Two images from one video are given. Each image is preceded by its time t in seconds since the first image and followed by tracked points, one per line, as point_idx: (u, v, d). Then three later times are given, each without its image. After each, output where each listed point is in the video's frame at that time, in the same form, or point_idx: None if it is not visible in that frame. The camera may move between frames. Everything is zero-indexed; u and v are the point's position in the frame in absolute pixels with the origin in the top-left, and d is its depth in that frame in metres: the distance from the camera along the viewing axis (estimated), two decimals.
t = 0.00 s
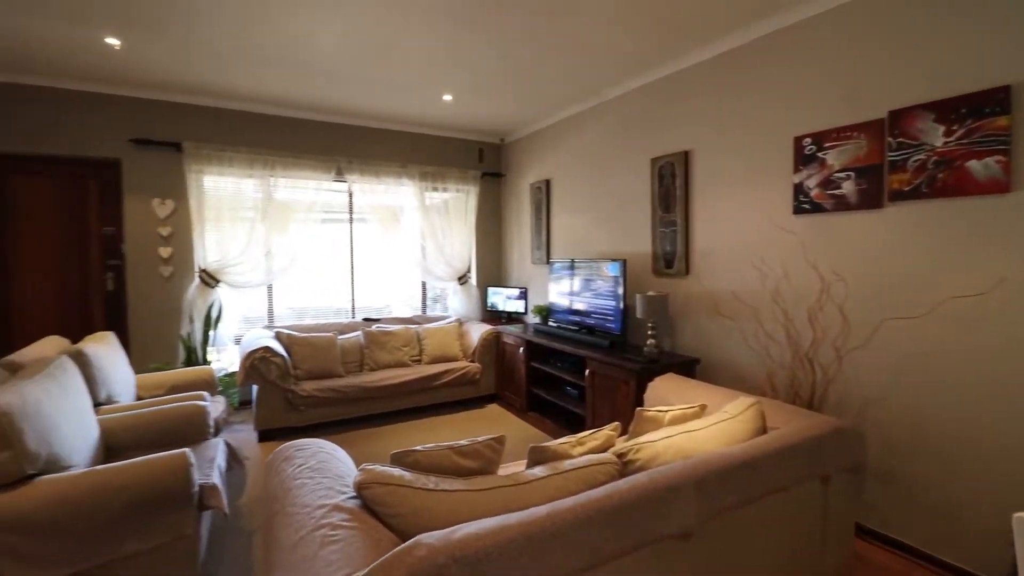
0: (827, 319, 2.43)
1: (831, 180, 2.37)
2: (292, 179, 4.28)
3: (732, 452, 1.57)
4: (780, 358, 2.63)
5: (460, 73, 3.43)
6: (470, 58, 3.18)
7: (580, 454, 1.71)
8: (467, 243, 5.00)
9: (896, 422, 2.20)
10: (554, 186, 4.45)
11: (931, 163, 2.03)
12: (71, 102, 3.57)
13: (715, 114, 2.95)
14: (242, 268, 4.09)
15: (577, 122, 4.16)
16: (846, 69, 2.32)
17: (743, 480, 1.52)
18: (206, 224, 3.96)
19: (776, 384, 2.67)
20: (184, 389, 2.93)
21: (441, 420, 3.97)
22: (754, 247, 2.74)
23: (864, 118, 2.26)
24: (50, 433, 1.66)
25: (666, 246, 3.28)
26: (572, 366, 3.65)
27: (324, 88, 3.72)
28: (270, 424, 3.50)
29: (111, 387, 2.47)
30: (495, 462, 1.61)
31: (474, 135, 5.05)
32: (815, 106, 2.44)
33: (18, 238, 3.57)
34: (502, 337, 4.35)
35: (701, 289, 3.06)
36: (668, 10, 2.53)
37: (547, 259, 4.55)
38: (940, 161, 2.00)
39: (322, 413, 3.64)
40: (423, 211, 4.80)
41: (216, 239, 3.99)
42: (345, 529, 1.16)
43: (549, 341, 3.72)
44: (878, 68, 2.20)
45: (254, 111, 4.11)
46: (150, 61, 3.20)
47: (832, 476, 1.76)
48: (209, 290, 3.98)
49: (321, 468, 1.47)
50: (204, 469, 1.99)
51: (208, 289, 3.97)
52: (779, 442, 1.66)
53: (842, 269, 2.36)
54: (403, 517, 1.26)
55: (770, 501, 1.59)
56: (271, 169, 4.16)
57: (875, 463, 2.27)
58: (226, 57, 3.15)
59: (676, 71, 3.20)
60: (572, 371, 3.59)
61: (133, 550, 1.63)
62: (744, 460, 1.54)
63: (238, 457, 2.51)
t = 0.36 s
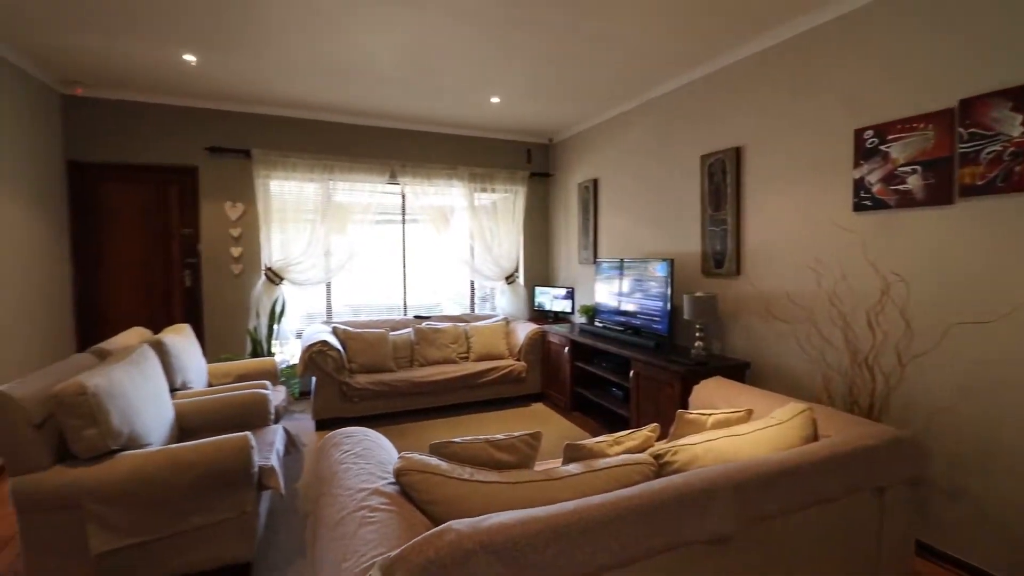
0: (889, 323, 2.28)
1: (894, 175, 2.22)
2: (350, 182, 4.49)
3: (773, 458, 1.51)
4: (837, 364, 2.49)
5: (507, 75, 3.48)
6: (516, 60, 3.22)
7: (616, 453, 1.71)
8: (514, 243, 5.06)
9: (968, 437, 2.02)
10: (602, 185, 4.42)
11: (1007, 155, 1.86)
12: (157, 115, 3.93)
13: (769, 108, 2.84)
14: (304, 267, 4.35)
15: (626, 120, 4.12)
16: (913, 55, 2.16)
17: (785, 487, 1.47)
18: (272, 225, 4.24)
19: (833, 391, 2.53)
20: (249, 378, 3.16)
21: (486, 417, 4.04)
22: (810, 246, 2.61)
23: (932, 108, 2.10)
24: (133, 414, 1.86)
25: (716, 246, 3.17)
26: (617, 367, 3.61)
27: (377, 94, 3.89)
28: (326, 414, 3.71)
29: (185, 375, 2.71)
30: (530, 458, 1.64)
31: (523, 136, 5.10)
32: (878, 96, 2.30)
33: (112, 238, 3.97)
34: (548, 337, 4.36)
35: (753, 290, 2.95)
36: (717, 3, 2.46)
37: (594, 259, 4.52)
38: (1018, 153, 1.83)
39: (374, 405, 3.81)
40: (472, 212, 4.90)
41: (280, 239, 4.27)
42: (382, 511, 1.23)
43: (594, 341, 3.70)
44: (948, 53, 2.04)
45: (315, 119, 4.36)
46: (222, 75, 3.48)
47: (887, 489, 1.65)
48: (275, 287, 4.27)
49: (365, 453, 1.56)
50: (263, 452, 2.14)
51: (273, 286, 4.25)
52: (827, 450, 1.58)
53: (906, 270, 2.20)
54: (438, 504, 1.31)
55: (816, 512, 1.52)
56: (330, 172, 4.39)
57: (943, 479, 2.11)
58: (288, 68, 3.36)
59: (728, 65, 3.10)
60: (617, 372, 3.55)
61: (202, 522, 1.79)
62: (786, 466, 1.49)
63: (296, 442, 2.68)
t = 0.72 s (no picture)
0: (950, 330, 2.13)
1: (957, 171, 2.08)
2: (397, 184, 4.65)
3: (812, 467, 1.45)
4: (892, 371, 2.35)
5: (547, 77, 3.50)
6: (555, 62, 3.24)
7: (649, 455, 1.69)
8: (556, 243, 5.07)
9: None
10: (644, 184, 4.35)
11: None
12: (221, 124, 4.22)
13: (820, 102, 2.71)
14: (352, 266, 4.54)
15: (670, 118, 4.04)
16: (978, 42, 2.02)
17: (825, 497, 1.41)
18: (324, 226, 4.45)
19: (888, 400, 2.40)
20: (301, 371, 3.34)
21: (526, 416, 4.08)
22: (864, 246, 2.48)
23: (1000, 98, 1.95)
24: (196, 402, 2.02)
25: (764, 246, 3.06)
26: (659, 370, 3.55)
27: (421, 100, 4.01)
28: (371, 408, 3.86)
29: (242, 366, 2.90)
30: (562, 456, 1.65)
31: (566, 137, 5.10)
32: (939, 87, 2.15)
33: (181, 239, 4.29)
34: (588, 337, 4.35)
35: (802, 293, 2.83)
36: None
37: (637, 259, 4.46)
38: None
39: (416, 401, 3.93)
40: (514, 212, 4.95)
41: (331, 240, 4.47)
42: (414, 501, 1.32)
43: (634, 342, 3.66)
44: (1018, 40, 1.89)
45: (364, 124, 4.54)
46: (279, 85, 3.70)
47: (942, 504, 1.56)
48: (326, 285, 4.48)
49: (401, 445, 1.65)
50: (311, 441, 2.26)
51: (324, 284, 4.47)
52: (871, 461, 1.51)
53: (969, 272, 2.05)
54: (468, 496, 1.35)
55: (858, 525, 1.46)
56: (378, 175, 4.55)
57: (1011, 498, 1.95)
58: (337, 77, 3.52)
59: (776, 59, 2.98)
60: (658, 375, 3.49)
61: (255, 503, 1.93)
62: (826, 476, 1.43)
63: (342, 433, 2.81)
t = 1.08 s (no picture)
0: (1008, 335, 2.01)
1: (1016, 165, 1.95)
2: (432, 185, 4.73)
3: (850, 475, 1.40)
4: (943, 377, 2.23)
5: (579, 75, 3.49)
6: (586, 60, 3.23)
7: (678, 458, 1.66)
8: (589, 243, 5.04)
9: None
10: (680, 183, 4.27)
11: None
12: (266, 129, 4.40)
13: (866, 95, 2.60)
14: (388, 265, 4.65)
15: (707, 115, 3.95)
16: None
17: (863, 506, 1.36)
18: (362, 226, 4.58)
19: (937, 408, 2.28)
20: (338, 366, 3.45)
21: (557, 416, 4.07)
22: (912, 246, 2.36)
23: None
24: (240, 394, 2.12)
25: (805, 246, 2.95)
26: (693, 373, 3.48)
27: (456, 101, 4.07)
28: (405, 404, 3.95)
29: (283, 361, 3.01)
30: (590, 456, 1.65)
31: (600, 136, 5.06)
32: (998, 77, 2.03)
33: (229, 239, 4.51)
34: (621, 338, 4.30)
35: (845, 294, 2.71)
36: None
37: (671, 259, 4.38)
38: None
39: (449, 399, 4.00)
40: (547, 212, 4.95)
41: (368, 240, 4.59)
42: (440, 494, 1.36)
43: (668, 344, 3.59)
44: None
45: (401, 127, 4.64)
46: (319, 91, 3.84)
47: (993, 518, 1.47)
48: (363, 284, 4.61)
49: (431, 439, 1.69)
50: (345, 434, 2.34)
51: (362, 283, 4.60)
52: (914, 470, 1.44)
53: None
54: (494, 492, 1.37)
55: (899, 537, 1.39)
56: (414, 176, 4.64)
57: None
58: (373, 81, 3.63)
59: (819, 51, 2.88)
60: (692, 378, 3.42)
61: (292, 491, 2.01)
62: (865, 484, 1.37)
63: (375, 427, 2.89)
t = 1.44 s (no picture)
0: None
1: None
2: (460, 185, 4.77)
3: (886, 484, 1.34)
4: (992, 384, 2.12)
5: (607, 73, 3.45)
6: (614, 58, 3.19)
7: (705, 461, 1.63)
8: (618, 242, 4.98)
9: None
10: (711, 181, 4.18)
11: None
12: (300, 131, 4.53)
13: (909, 87, 2.48)
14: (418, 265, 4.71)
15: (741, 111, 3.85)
16: None
17: (902, 516, 1.30)
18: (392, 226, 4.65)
19: (984, 415, 2.17)
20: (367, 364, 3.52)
21: (584, 416, 4.04)
22: (959, 245, 2.24)
23: None
24: (273, 389, 2.19)
25: (842, 245, 2.84)
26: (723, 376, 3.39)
27: (483, 101, 4.09)
28: (432, 402, 3.99)
29: (314, 357, 3.09)
30: (614, 457, 1.63)
31: (629, 134, 5.01)
32: None
33: (264, 239, 4.66)
34: (649, 339, 4.24)
35: (886, 296, 2.60)
36: None
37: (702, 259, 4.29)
38: None
39: (476, 397, 4.03)
40: (575, 212, 4.92)
41: (398, 239, 4.67)
42: (463, 490, 1.37)
43: (698, 345, 3.52)
44: None
45: (430, 127, 4.70)
46: (351, 93, 3.93)
47: None
48: (393, 282, 4.69)
49: (456, 437, 1.71)
50: (373, 429, 2.38)
51: (391, 281, 4.68)
52: (956, 481, 1.37)
53: None
54: (517, 490, 1.38)
55: (938, 550, 1.33)
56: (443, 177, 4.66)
57: None
58: (402, 83, 3.68)
59: (859, 42, 2.76)
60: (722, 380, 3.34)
61: (321, 483, 2.06)
62: (903, 493, 1.32)
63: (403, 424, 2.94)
